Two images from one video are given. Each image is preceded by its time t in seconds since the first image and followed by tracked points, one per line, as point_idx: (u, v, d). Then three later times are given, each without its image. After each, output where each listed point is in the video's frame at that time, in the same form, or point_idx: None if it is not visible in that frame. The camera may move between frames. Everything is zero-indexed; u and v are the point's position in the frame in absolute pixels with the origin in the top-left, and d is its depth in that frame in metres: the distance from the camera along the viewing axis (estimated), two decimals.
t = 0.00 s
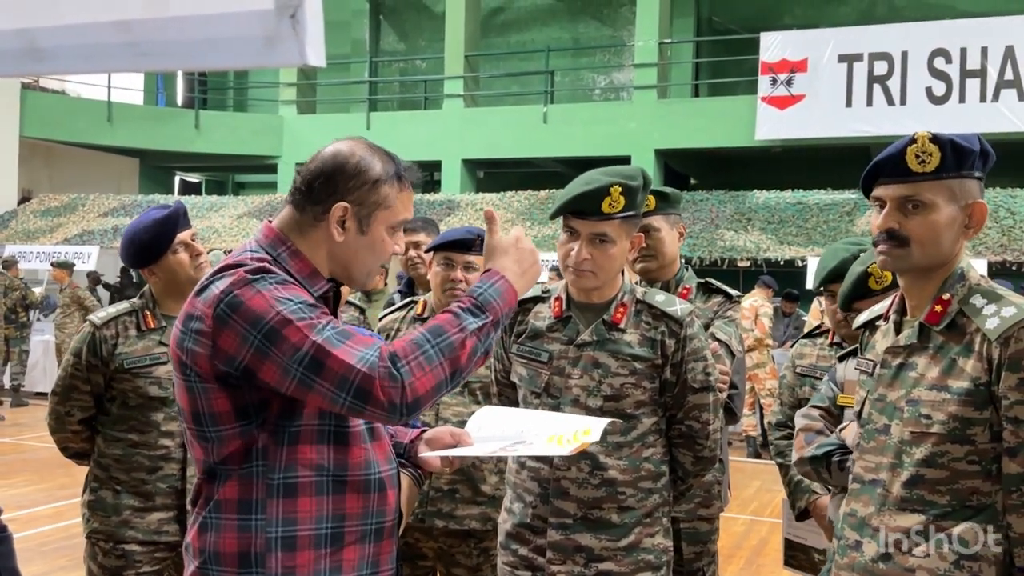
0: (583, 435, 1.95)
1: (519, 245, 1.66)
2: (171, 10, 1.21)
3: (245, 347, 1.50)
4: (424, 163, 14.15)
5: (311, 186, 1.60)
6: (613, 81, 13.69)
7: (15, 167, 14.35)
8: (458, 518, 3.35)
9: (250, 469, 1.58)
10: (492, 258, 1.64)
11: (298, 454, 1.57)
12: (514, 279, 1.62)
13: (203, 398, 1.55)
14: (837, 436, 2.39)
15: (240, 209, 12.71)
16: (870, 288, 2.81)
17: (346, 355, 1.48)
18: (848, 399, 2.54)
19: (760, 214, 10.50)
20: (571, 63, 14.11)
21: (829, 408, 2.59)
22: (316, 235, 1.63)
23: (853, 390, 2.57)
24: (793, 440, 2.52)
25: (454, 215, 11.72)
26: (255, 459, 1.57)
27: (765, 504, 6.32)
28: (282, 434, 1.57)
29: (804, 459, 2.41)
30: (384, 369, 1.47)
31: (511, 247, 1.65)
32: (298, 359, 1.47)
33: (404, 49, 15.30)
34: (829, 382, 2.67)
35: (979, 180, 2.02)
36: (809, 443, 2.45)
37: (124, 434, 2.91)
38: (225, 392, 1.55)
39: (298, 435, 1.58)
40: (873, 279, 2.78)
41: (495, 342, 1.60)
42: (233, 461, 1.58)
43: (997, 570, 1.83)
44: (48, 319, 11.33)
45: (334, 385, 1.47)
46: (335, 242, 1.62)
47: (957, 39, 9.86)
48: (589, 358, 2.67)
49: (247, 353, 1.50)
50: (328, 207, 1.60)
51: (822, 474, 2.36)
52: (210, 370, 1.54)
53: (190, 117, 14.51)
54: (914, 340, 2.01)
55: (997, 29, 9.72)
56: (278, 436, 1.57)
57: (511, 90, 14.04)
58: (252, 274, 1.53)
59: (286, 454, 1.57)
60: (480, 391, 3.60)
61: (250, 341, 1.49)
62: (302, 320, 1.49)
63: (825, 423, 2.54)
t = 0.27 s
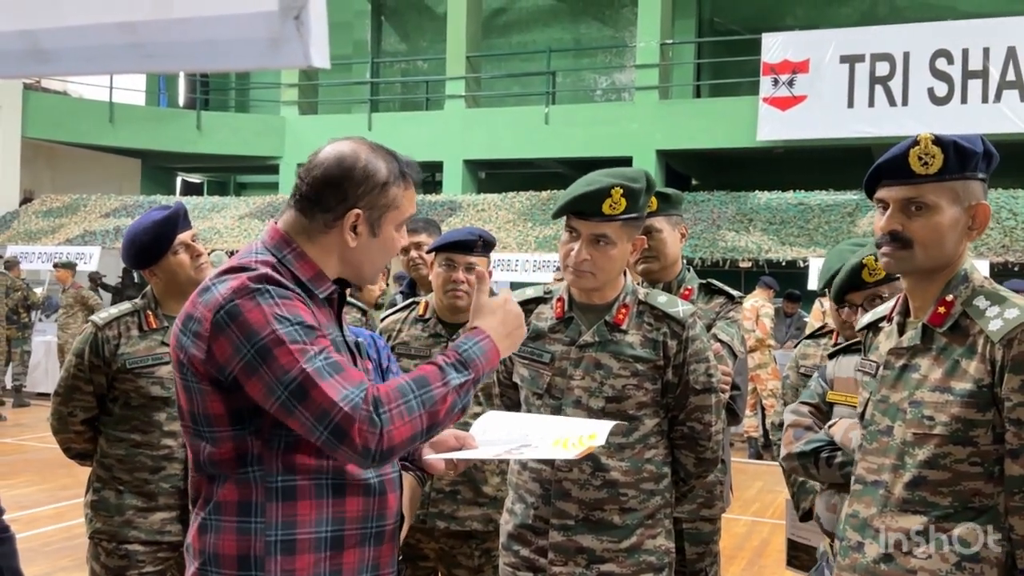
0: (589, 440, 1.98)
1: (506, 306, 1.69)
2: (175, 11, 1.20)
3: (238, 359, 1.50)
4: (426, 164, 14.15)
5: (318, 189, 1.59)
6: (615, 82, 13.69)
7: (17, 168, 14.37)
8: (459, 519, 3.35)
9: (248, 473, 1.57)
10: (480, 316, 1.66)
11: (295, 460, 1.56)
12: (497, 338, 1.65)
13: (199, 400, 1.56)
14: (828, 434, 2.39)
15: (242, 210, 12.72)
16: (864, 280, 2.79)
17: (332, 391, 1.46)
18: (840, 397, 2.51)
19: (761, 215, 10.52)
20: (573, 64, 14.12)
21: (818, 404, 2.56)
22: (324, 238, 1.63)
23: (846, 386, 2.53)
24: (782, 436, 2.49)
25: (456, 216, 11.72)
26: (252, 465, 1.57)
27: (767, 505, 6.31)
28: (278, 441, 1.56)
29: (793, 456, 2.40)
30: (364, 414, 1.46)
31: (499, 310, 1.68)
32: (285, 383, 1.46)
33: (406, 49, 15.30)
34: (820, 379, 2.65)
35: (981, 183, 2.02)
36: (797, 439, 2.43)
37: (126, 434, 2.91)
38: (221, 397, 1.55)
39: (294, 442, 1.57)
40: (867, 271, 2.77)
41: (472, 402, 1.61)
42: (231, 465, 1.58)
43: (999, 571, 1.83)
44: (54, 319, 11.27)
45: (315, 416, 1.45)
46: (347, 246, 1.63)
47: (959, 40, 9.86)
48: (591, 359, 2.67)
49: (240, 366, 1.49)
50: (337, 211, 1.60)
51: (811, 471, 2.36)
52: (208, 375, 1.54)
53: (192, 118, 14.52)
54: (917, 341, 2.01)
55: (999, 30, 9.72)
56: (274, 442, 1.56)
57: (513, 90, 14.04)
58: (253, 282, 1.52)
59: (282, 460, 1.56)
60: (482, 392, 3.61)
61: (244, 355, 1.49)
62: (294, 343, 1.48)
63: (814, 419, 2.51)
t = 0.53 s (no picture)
0: (591, 443, 1.99)
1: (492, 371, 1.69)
2: (178, 10, 1.16)
3: (231, 372, 1.49)
4: (427, 165, 14.15)
5: (321, 189, 1.59)
6: (616, 82, 13.69)
7: (18, 168, 14.39)
8: (460, 520, 3.35)
9: (250, 477, 1.57)
10: (468, 373, 1.68)
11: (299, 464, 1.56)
12: (482, 395, 1.65)
13: (199, 404, 1.56)
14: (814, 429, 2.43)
15: (243, 210, 12.73)
16: (853, 276, 2.70)
17: (319, 425, 1.45)
18: (827, 395, 2.54)
19: (763, 216, 10.52)
20: (574, 65, 14.12)
21: (806, 401, 2.59)
22: (328, 237, 1.63)
23: (834, 384, 2.56)
24: (769, 431, 2.54)
25: (457, 216, 11.71)
26: (254, 469, 1.57)
27: (769, 506, 6.31)
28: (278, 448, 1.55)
29: (780, 451, 2.45)
30: (346, 455, 1.44)
31: (489, 370, 1.69)
32: (276, 406, 1.46)
33: (407, 50, 15.30)
34: (809, 376, 2.67)
35: (982, 183, 1.99)
36: (785, 434, 2.47)
37: (127, 434, 2.91)
38: (220, 402, 1.55)
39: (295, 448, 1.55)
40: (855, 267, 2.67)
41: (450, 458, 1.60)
42: (233, 468, 1.58)
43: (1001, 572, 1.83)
44: (52, 320, 11.41)
45: (296, 448, 1.45)
46: (353, 243, 1.63)
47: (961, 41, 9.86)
48: (593, 360, 2.67)
49: (233, 379, 1.49)
50: (341, 209, 1.60)
51: (797, 467, 2.42)
52: (207, 382, 1.54)
53: (194, 119, 14.52)
54: (920, 343, 2.01)
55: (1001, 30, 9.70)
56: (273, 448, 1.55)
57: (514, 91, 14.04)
58: (253, 290, 1.52)
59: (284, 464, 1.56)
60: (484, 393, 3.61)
61: (238, 368, 1.48)
62: (289, 363, 1.48)
63: (802, 416, 2.54)
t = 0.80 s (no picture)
0: (594, 445, 1.99)
1: (476, 401, 1.72)
2: (182, 8, 1.16)
3: (228, 376, 1.49)
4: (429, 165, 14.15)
5: (323, 188, 1.59)
6: (618, 82, 13.69)
7: (20, 168, 14.40)
8: (462, 520, 3.35)
9: (250, 479, 1.57)
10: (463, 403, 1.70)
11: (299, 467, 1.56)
12: (473, 425, 1.67)
13: (199, 403, 1.56)
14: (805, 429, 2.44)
15: (245, 210, 12.74)
16: (847, 276, 2.65)
17: (311, 437, 1.45)
18: (818, 394, 2.54)
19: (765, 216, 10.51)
20: (576, 65, 14.12)
21: (797, 400, 2.59)
22: (330, 236, 1.63)
23: (825, 384, 2.55)
24: (759, 429, 2.55)
25: (458, 217, 11.71)
26: (254, 471, 1.57)
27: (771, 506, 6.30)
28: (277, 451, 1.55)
29: (770, 450, 2.45)
30: (336, 470, 1.44)
31: (482, 400, 1.72)
32: (269, 415, 1.46)
33: (409, 50, 15.31)
34: (799, 375, 2.67)
35: (981, 182, 1.99)
36: (775, 433, 2.48)
37: (128, 433, 2.91)
38: (219, 403, 1.54)
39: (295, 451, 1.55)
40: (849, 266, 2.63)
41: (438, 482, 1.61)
42: (233, 469, 1.58)
43: (1003, 572, 1.84)
44: (54, 319, 11.35)
45: (287, 459, 1.45)
46: (355, 242, 1.63)
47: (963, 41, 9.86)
48: (596, 360, 2.67)
49: (230, 382, 1.48)
50: (343, 209, 1.60)
51: (786, 465, 2.41)
52: (206, 382, 1.54)
53: (196, 119, 14.53)
54: (923, 342, 2.00)
55: (1003, 30, 9.69)
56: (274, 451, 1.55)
57: (516, 91, 14.05)
58: (253, 292, 1.51)
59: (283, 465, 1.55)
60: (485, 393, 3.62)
61: (234, 372, 1.48)
62: (285, 371, 1.47)
63: (792, 415, 2.55)
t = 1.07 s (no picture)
0: (598, 449, 2.00)
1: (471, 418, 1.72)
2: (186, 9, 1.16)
3: (232, 375, 1.48)
4: (431, 166, 14.16)
5: (330, 189, 1.59)
6: (620, 83, 13.69)
7: (22, 168, 14.41)
8: (464, 521, 3.35)
9: (251, 480, 1.57)
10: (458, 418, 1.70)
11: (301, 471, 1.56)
12: (468, 439, 1.67)
13: (201, 401, 1.56)
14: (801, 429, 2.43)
15: (247, 210, 12.75)
16: (845, 278, 2.63)
17: (313, 442, 1.45)
18: (816, 395, 2.56)
19: (767, 217, 10.51)
20: (578, 66, 14.13)
21: (792, 402, 2.60)
22: (336, 237, 1.63)
23: (820, 385, 2.58)
24: (755, 431, 2.55)
25: (460, 217, 11.70)
26: (256, 472, 1.57)
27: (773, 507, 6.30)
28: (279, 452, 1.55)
29: (767, 451, 2.45)
30: (334, 477, 1.44)
31: (479, 416, 1.72)
32: (271, 417, 1.46)
33: (411, 51, 15.31)
34: (794, 376, 2.68)
35: (983, 183, 1.99)
36: (771, 434, 2.48)
37: (131, 433, 2.91)
38: (221, 403, 1.54)
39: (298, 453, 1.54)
40: (849, 268, 2.62)
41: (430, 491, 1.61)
42: (234, 470, 1.58)
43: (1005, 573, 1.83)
44: (57, 319, 11.26)
45: (287, 464, 1.45)
46: (361, 245, 1.63)
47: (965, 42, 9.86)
48: (599, 360, 2.67)
49: (232, 382, 1.48)
50: (351, 211, 1.60)
51: (782, 466, 2.41)
52: (208, 380, 1.54)
53: (198, 119, 14.53)
54: (925, 343, 2.00)
55: (1005, 31, 9.68)
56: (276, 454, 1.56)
57: (518, 92, 14.05)
58: (258, 291, 1.51)
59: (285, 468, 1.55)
60: (488, 394, 3.62)
61: (236, 371, 1.48)
62: (288, 373, 1.47)
63: (788, 417, 2.56)
